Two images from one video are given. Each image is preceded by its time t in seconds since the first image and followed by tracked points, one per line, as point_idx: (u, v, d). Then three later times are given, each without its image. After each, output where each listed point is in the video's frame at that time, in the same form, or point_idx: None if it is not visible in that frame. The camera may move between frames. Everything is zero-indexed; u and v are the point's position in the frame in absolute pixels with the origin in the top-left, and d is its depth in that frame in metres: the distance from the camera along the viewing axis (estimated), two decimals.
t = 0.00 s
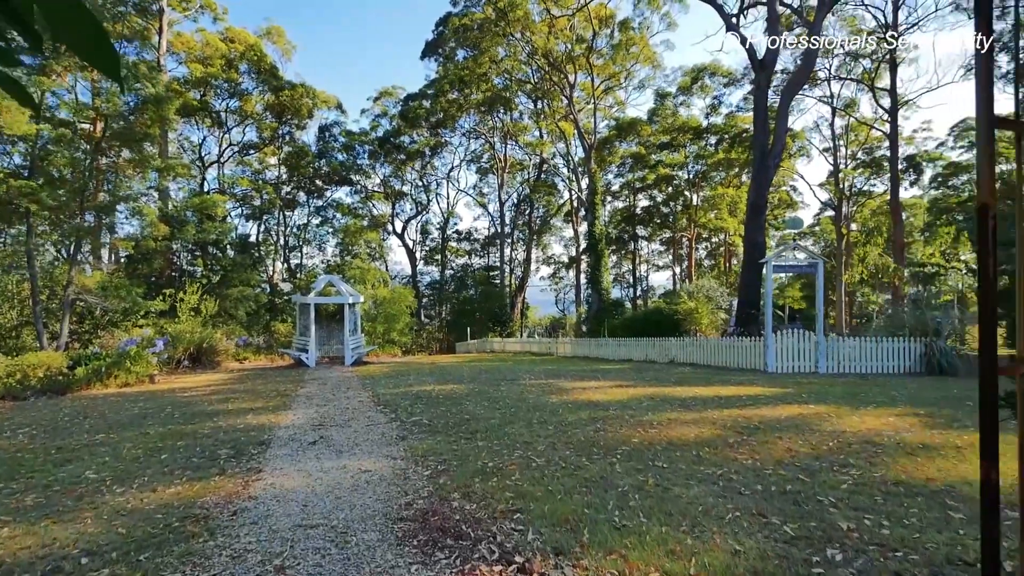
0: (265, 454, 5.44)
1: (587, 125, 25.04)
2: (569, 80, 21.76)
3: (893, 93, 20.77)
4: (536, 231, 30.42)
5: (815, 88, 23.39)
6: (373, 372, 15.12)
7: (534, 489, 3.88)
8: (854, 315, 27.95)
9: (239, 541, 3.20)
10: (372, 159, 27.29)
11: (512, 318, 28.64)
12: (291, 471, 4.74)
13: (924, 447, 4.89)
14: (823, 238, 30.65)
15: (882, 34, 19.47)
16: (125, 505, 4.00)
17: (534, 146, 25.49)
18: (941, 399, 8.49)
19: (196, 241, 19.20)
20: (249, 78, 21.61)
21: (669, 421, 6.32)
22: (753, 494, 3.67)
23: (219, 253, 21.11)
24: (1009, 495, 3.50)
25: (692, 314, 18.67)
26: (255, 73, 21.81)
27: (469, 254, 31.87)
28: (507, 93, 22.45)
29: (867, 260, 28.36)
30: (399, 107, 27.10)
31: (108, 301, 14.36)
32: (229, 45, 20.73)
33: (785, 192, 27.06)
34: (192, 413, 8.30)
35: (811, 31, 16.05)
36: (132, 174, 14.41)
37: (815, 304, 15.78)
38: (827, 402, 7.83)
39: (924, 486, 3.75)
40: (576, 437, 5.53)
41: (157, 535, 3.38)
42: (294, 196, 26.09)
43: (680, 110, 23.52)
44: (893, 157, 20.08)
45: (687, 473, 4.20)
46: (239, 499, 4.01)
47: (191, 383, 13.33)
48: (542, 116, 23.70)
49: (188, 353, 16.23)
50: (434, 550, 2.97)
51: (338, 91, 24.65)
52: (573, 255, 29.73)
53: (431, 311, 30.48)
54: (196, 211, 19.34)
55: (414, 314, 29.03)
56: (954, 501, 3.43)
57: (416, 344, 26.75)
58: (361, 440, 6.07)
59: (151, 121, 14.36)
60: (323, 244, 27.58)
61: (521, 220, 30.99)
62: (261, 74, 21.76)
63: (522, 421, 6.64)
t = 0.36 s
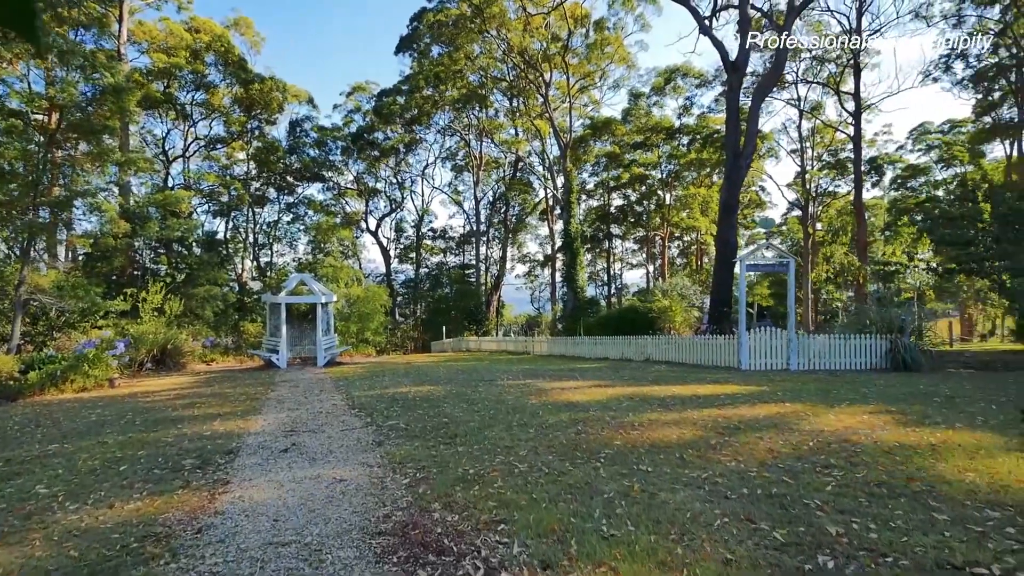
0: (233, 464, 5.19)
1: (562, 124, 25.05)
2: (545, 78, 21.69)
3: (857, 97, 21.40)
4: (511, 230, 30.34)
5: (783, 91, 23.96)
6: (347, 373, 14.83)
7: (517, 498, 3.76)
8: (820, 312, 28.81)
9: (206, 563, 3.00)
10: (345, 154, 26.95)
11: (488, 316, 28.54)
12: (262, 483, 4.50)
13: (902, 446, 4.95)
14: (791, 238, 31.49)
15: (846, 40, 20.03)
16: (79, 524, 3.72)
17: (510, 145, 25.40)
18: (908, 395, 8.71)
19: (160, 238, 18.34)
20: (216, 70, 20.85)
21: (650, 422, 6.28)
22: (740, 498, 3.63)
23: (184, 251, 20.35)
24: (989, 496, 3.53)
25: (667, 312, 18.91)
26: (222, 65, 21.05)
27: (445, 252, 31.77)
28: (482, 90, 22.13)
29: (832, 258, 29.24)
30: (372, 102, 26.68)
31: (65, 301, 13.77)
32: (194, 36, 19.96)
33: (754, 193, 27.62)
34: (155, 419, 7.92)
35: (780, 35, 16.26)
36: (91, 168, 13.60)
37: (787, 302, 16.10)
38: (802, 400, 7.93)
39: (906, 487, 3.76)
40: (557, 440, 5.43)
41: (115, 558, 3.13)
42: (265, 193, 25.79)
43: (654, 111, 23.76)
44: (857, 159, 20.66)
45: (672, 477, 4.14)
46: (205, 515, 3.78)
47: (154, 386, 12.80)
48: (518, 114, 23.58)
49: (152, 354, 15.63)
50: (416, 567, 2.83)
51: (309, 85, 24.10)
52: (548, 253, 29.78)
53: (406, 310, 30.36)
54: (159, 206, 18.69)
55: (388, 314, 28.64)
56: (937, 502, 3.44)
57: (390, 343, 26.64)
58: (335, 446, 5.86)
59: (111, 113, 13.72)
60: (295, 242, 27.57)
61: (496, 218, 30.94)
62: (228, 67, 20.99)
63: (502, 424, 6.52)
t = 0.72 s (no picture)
0: (193, 480, 4.89)
1: (539, 125, 25.03)
2: (521, 79, 21.59)
3: (824, 103, 22.02)
4: (488, 230, 30.24)
5: (754, 95, 24.45)
6: (320, 378, 14.49)
7: (497, 512, 3.62)
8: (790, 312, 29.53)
9: None
10: (319, 153, 26.63)
11: (465, 318, 28.36)
12: (225, 500, 4.24)
13: (880, 449, 4.95)
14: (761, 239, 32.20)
15: (814, 46, 20.50)
16: (18, 551, 3.41)
17: (486, 145, 25.28)
18: (880, 395, 8.87)
19: (121, 239, 17.39)
20: (182, 65, 20.08)
21: (631, 428, 6.19)
22: (726, 508, 3.55)
23: (147, 252, 19.53)
24: (973, 502, 3.51)
25: (643, 312, 19.09)
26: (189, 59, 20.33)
27: (421, 253, 31.58)
28: (459, 90, 22.06)
29: (800, 259, 30.03)
30: (346, 100, 26.25)
31: (19, 304, 13.11)
32: (159, 29, 18.95)
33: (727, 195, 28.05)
34: (112, 430, 7.49)
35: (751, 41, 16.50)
36: (46, 165, 12.93)
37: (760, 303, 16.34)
38: (779, 402, 7.98)
39: (890, 494, 3.73)
40: (537, 448, 5.29)
41: None
42: (234, 191, 25.39)
43: (629, 113, 23.95)
44: (824, 163, 21.16)
45: (656, 486, 4.04)
46: (162, 538, 3.52)
47: (114, 393, 12.22)
48: (495, 114, 23.45)
49: (113, 360, 14.82)
50: None
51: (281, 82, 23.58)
52: (525, 254, 29.76)
53: (381, 311, 30.13)
54: (121, 205, 17.94)
55: (363, 315, 28.18)
56: (921, 509, 3.41)
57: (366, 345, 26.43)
58: (305, 457, 5.60)
59: (69, 107, 13.08)
60: (266, 242, 27.27)
61: (473, 218, 30.83)
62: (195, 62, 20.15)
63: (480, 431, 6.35)
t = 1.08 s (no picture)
0: (158, 494, 4.63)
1: (518, 125, 24.93)
2: (501, 78, 21.49)
3: (798, 107, 22.47)
4: (468, 230, 30.10)
5: (730, 98, 24.80)
6: (296, 380, 14.14)
7: (480, 526, 3.48)
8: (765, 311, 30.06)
9: None
10: (294, 150, 26.11)
11: (445, 318, 28.11)
12: (191, 517, 4.00)
13: (863, 451, 4.94)
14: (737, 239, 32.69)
15: (787, 50, 20.83)
16: None
17: (466, 144, 25.12)
18: (856, 394, 8.98)
19: (86, 236, 16.79)
20: (151, 58, 19.40)
21: (614, 431, 6.09)
22: (715, 517, 3.46)
23: (115, 252, 18.82)
24: (958, 506, 3.50)
25: (622, 312, 19.14)
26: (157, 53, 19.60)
27: (400, 252, 31.23)
28: (438, 88, 21.84)
29: (775, 259, 30.59)
30: (323, 97, 25.77)
31: None
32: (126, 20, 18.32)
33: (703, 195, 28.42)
34: (72, 440, 7.10)
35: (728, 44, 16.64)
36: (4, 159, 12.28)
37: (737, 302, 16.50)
38: (759, 403, 8.00)
39: (877, 499, 3.70)
40: (519, 456, 5.15)
41: None
42: (208, 188, 24.87)
43: (608, 114, 24.06)
44: (798, 165, 21.55)
45: (643, 495, 3.94)
46: (120, 560, 3.29)
47: (77, 399, 11.68)
48: (474, 113, 23.31)
49: (77, 364, 14.22)
50: None
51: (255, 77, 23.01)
52: (505, 254, 29.70)
53: (360, 311, 29.71)
54: (87, 203, 17.22)
55: (340, 316, 27.76)
56: (909, 515, 3.38)
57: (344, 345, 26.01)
58: (278, 467, 5.37)
59: (29, 100, 12.47)
60: (240, 241, 26.59)
61: (452, 218, 30.61)
62: (165, 55, 19.49)
63: (461, 437, 6.18)
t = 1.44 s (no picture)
0: (122, 511, 4.36)
1: (500, 125, 24.79)
2: (482, 78, 21.35)
3: (775, 110, 22.83)
4: (449, 230, 29.90)
5: (708, 100, 25.10)
6: (273, 384, 13.77)
7: (465, 542, 3.33)
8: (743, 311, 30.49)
9: None
10: (271, 148, 25.58)
11: (426, 319, 27.85)
12: (157, 537, 3.77)
13: (848, 454, 4.93)
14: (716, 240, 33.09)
15: (764, 54, 21.10)
16: None
17: (447, 143, 24.92)
18: (836, 395, 9.07)
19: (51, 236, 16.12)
20: (121, 52, 18.73)
21: (600, 436, 5.99)
22: (707, 528, 3.37)
23: (83, 252, 18.13)
24: (949, 512, 3.47)
25: (604, 313, 19.14)
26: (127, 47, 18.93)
27: (380, 252, 30.88)
28: (419, 87, 21.58)
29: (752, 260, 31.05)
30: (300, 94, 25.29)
31: None
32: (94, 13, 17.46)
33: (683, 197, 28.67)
34: (33, 451, 6.73)
35: (707, 47, 16.74)
36: None
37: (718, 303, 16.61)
38: (743, 405, 8.00)
39: (868, 506, 3.65)
40: (504, 464, 4.99)
41: None
42: (181, 187, 24.14)
43: (589, 115, 24.08)
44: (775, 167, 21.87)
45: (633, 505, 3.83)
46: None
47: (40, 406, 11.16)
48: (456, 113, 23.14)
49: (42, 369, 13.63)
50: None
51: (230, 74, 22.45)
52: (487, 254, 29.59)
53: (339, 312, 29.30)
54: (53, 201, 16.60)
55: (319, 317, 27.32)
56: (902, 523, 3.33)
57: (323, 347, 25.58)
58: (252, 479, 5.13)
59: None
60: (215, 241, 25.94)
61: (433, 217, 30.35)
62: (136, 49, 18.86)
63: (444, 444, 6.01)
